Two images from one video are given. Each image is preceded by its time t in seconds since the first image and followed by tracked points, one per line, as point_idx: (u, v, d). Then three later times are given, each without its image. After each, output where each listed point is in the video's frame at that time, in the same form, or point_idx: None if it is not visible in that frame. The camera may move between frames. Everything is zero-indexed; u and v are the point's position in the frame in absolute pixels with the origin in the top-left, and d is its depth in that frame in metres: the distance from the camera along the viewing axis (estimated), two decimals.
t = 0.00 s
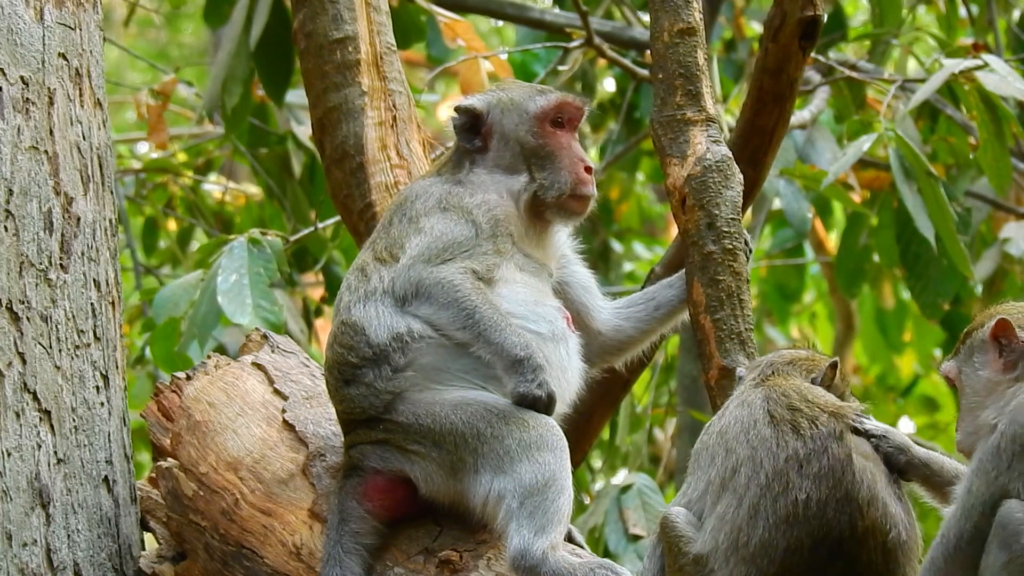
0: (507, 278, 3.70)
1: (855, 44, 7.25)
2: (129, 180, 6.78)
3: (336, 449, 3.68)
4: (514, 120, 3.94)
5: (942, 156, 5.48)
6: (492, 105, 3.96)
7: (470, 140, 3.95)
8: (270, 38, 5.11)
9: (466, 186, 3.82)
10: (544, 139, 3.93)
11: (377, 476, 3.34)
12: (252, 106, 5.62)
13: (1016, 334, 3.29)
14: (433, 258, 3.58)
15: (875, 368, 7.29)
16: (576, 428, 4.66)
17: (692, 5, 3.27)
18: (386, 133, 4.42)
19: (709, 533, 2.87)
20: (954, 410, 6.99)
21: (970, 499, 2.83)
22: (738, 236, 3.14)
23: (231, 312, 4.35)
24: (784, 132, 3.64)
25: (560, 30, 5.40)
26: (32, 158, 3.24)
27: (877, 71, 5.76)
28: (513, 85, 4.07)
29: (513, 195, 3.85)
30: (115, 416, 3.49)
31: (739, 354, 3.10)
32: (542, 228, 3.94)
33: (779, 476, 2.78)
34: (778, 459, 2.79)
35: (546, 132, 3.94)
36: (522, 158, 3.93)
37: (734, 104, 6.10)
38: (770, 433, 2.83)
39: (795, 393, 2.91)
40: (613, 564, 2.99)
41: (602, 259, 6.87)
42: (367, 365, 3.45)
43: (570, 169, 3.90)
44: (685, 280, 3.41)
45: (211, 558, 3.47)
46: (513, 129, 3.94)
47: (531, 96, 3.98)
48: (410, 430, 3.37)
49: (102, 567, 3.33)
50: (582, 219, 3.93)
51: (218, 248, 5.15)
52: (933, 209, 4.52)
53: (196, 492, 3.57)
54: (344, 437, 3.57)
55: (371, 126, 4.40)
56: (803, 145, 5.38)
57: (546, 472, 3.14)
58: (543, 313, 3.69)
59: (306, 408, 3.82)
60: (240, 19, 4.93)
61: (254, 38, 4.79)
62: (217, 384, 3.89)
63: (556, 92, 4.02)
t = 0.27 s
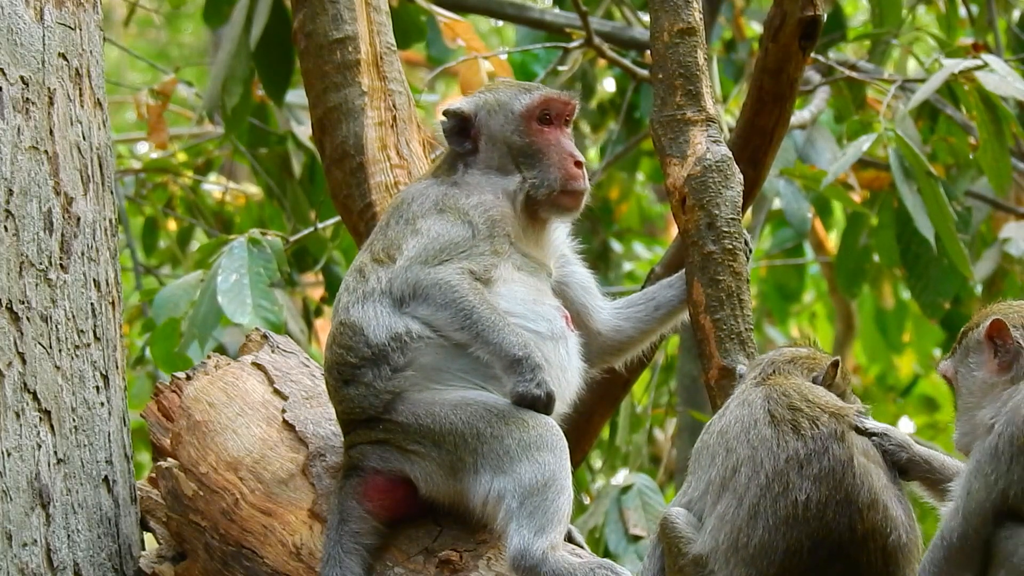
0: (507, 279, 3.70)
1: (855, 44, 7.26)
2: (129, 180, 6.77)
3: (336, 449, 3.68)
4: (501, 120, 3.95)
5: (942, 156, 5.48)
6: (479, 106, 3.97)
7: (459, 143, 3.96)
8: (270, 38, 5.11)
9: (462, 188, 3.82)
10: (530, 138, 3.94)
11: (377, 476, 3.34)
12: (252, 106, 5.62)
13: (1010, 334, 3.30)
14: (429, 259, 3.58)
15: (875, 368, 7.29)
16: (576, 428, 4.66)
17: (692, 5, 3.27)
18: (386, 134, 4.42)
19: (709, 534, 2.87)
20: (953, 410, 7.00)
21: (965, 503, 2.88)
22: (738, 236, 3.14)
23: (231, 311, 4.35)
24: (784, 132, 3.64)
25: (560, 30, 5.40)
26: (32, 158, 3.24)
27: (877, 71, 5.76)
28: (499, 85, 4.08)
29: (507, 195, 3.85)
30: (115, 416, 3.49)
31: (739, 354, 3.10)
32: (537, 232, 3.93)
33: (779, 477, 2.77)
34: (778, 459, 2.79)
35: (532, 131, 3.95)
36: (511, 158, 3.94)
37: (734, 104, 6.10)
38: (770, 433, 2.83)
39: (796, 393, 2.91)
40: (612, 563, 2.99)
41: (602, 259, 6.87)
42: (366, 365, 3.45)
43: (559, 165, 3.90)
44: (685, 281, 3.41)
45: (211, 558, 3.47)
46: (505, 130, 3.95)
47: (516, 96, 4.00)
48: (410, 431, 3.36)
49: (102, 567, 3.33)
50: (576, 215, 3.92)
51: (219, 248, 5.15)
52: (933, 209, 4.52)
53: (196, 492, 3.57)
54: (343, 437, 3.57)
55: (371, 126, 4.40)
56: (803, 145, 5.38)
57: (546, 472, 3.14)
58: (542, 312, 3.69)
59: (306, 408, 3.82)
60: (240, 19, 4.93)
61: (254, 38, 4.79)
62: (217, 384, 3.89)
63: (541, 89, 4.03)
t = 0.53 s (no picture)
0: (507, 279, 3.70)
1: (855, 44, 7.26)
2: (129, 180, 6.77)
3: (336, 449, 3.69)
4: (493, 121, 3.95)
5: (942, 156, 5.48)
6: (473, 108, 3.97)
7: (455, 145, 3.96)
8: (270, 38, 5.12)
9: (461, 189, 3.83)
10: (524, 138, 3.93)
11: (377, 476, 3.34)
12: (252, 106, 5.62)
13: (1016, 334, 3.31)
14: (428, 260, 3.58)
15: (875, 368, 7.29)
16: (576, 428, 4.66)
17: (692, 5, 3.27)
18: (386, 134, 4.42)
19: (709, 534, 2.87)
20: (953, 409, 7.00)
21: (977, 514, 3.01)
22: (738, 236, 3.14)
23: (231, 311, 4.34)
24: (784, 132, 3.64)
25: (560, 30, 5.40)
26: (32, 158, 3.24)
27: (877, 71, 5.77)
28: (493, 85, 4.08)
29: (506, 194, 3.86)
30: (115, 416, 3.49)
31: (739, 354, 3.10)
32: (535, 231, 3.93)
33: (779, 477, 2.77)
34: (778, 459, 2.78)
35: (525, 131, 3.95)
36: (506, 159, 3.94)
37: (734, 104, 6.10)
38: (770, 434, 2.83)
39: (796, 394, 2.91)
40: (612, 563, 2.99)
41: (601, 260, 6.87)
42: (366, 365, 3.44)
43: (554, 164, 3.90)
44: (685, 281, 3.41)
45: (211, 558, 3.47)
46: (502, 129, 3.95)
47: (509, 96, 4.00)
48: (410, 431, 3.36)
49: (102, 567, 3.33)
50: (573, 213, 3.93)
51: (219, 248, 5.15)
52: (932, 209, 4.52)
53: (196, 492, 3.57)
54: (343, 438, 3.57)
55: (371, 126, 4.40)
56: (803, 145, 5.38)
57: (546, 472, 3.14)
58: (542, 313, 3.69)
59: (306, 408, 3.82)
60: (240, 19, 4.94)
61: (254, 38, 4.79)
62: (217, 384, 3.88)
63: (534, 88, 4.03)
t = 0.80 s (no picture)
0: (506, 280, 3.70)
1: (855, 44, 7.27)
2: (129, 180, 6.77)
3: (336, 449, 3.69)
4: (491, 121, 3.95)
5: (942, 156, 5.48)
6: (471, 108, 3.97)
7: (455, 145, 3.96)
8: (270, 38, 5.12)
9: (461, 189, 3.83)
10: (522, 138, 3.94)
11: (377, 476, 3.34)
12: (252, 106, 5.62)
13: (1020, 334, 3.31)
14: (428, 260, 3.58)
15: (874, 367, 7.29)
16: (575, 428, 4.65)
17: (692, 5, 3.27)
18: (386, 133, 4.42)
19: (709, 534, 2.87)
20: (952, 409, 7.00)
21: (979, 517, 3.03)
22: (738, 236, 3.14)
23: (231, 311, 4.34)
24: (784, 132, 3.64)
25: (560, 30, 5.40)
26: (32, 158, 3.24)
27: (877, 71, 5.77)
28: (492, 85, 4.08)
29: (506, 195, 3.86)
30: (115, 416, 3.49)
31: (739, 354, 3.09)
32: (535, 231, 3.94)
33: (779, 478, 2.77)
34: (779, 461, 2.78)
35: (523, 131, 3.95)
36: (504, 159, 3.94)
37: (734, 104, 6.10)
38: (771, 434, 2.83)
39: (797, 394, 2.91)
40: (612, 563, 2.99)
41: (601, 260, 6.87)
42: (366, 365, 3.44)
43: (552, 164, 3.91)
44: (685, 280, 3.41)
45: (211, 558, 3.47)
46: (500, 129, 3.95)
47: (507, 96, 4.00)
48: (410, 431, 3.36)
49: (102, 567, 3.33)
50: (572, 213, 3.93)
51: (219, 248, 5.14)
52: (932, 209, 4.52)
53: (196, 492, 3.57)
54: (343, 438, 3.57)
55: (371, 126, 4.40)
56: (803, 145, 5.38)
57: (546, 472, 3.15)
58: (542, 313, 3.70)
59: (306, 408, 3.82)
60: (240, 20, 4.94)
61: (254, 38, 4.79)
62: (217, 384, 3.88)
63: (533, 88, 4.03)
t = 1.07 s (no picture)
0: (506, 280, 3.70)
1: (856, 44, 7.27)
2: (129, 180, 6.77)
3: (336, 449, 3.69)
4: (491, 121, 3.95)
5: (942, 156, 5.47)
6: (471, 108, 3.97)
7: (455, 145, 3.96)
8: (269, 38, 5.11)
9: (461, 189, 3.82)
10: (522, 138, 3.94)
11: (377, 476, 3.34)
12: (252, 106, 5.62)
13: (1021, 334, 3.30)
14: (428, 260, 3.57)
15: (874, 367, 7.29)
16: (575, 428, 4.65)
17: (692, 5, 3.27)
18: (386, 133, 4.42)
19: (709, 534, 2.87)
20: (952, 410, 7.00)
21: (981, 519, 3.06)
22: (738, 236, 3.14)
23: (231, 311, 4.34)
24: (784, 132, 3.64)
25: (560, 30, 5.40)
26: (32, 158, 3.24)
27: (877, 71, 5.76)
28: (492, 85, 4.08)
29: (507, 195, 3.86)
30: (115, 416, 3.49)
31: (739, 354, 3.09)
32: (535, 232, 3.94)
33: (779, 478, 2.77)
34: (779, 461, 2.78)
35: (523, 131, 3.96)
36: (503, 159, 3.94)
37: (734, 104, 6.10)
38: (771, 434, 2.83)
39: (798, 393, 2.91)
40: (611, 564, 2.98)
41: (602, 260, 6.91)
42: (365, 365, 3.44)
43: (551, 164, 3.91)
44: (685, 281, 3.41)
45: (211, 558, 3.47)
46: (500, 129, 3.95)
47: (507, 96, 4.00)
48: (409, 431, 3.36)
49: (102, 567, 3.33)
50: (572, 213, 3.93)
51: (219, 248, 5.14)
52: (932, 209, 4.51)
53: (196, 492, 3.57)
54: (343, 438, 3.57)
55: (371, 126, 4.40)
56: (803, 145, 5.38)
57: (546, 472, 3.15)
58: (542, 313, 3.70)
59: (306, 408, 3.82)
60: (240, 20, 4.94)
61: (254, 38, 4.79)
62: (217, 384, 3.88)
63: (532, 88, 4.03)
